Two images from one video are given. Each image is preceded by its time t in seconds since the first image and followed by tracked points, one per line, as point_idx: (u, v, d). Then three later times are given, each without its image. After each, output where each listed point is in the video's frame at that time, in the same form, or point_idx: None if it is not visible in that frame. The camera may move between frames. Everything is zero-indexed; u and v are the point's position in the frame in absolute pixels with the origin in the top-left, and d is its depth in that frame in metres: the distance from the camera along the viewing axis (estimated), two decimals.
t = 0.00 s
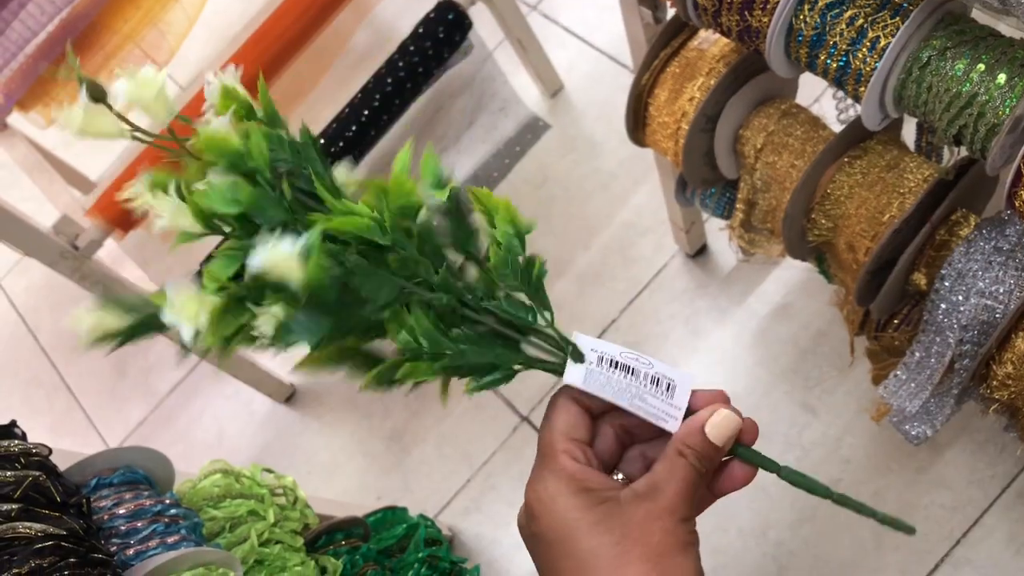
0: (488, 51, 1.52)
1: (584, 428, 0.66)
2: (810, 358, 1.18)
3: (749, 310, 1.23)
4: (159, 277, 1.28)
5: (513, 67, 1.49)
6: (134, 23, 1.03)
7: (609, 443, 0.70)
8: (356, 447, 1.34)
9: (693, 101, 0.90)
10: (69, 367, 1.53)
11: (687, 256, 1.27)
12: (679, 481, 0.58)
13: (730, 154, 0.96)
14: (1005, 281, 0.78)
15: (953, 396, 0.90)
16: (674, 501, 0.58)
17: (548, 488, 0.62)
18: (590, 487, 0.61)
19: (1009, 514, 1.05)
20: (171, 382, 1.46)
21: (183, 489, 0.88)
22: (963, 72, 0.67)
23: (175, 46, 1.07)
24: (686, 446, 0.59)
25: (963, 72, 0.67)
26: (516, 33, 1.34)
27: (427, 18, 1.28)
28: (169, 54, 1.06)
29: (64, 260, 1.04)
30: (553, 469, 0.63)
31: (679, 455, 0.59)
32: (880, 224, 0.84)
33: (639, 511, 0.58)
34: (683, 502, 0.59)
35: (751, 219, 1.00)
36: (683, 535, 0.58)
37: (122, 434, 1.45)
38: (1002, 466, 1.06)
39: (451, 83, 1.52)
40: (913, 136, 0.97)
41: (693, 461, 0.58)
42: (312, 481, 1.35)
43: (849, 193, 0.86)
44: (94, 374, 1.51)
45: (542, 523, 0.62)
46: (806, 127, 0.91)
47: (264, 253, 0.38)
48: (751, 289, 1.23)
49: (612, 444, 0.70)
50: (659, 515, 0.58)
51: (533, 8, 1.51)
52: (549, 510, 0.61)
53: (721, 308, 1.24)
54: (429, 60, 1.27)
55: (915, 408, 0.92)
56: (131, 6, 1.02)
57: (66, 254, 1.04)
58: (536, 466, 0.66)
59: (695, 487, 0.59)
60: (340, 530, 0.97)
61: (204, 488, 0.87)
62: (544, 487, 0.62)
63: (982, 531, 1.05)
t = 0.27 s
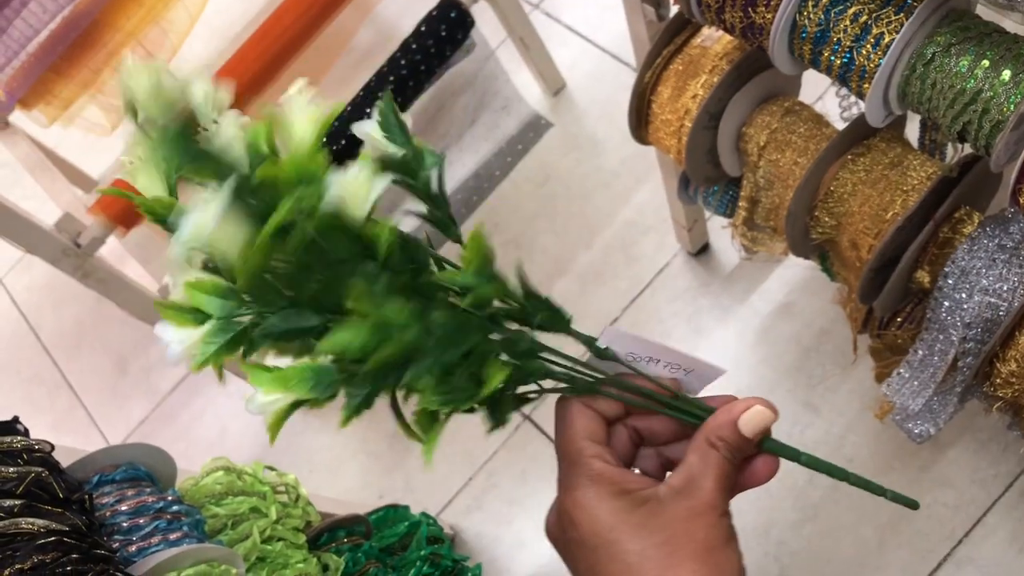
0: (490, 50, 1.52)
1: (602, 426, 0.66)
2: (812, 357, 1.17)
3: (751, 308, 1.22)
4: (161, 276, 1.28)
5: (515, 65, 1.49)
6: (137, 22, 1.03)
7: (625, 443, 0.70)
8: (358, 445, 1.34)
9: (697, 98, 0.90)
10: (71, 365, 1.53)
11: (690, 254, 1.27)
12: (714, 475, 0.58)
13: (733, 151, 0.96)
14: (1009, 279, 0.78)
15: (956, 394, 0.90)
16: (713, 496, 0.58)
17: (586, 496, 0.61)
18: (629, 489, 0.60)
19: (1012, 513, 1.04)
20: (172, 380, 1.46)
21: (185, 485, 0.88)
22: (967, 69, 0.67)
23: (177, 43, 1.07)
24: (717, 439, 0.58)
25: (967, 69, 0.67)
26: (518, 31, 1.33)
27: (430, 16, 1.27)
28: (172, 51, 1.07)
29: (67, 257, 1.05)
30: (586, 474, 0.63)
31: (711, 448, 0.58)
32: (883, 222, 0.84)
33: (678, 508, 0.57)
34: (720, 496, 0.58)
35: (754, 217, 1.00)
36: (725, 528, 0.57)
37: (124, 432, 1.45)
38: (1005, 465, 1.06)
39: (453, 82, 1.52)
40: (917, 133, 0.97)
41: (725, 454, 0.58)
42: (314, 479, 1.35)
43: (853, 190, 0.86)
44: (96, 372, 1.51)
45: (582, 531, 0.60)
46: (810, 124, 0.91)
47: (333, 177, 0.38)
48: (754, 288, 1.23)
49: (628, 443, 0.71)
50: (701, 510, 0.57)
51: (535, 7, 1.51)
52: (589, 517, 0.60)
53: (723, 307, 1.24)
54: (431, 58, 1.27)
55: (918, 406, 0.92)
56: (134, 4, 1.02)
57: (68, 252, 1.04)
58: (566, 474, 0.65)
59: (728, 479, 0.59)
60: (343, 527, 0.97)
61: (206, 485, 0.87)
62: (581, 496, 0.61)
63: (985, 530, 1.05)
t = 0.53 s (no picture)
0: (492, 50, 1.52)
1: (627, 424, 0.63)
2: (815, 355, 1.17)
3: (753, 306, 1.22)
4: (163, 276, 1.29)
5: (517, 65, 1.49)
6: (139, 22, 1.03)
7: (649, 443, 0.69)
8: (360, 443, 1.34)
9: (698, 96, 0.90)
10: (74, 364, 1.53)
11: (692, 253, 1.28)
12: (743, 473, 0.58)
13: (735, 149, 0.96)
14: (1010, 275, 0.78)
15: (958, 391, 0.90)
16: (743, 493, 0.58)
17: (616, 495, 0.60)
18: (658, 485, 0.60)
19: (1014, 510, 1.04)
20: (175, 380, 1.46)
21: (188, 484, 0.88)
22: (968, 65, 0.67)
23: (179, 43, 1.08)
24: (745, 436, 0.58)
25: (968, 65, 0.67)
26: (520, 31, 1.34)
27: (431, 15, 1.28)
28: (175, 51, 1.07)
29: (70, 256, 1.05)
30: (616, 473, 0.61)
31: (738, 444, 0.58)
32: (885, 219, 0.84)
33: (708, 505, 0.58)
34: (750, 493, 0.58)
35: (756, 214, 1.01)
36: (755, 525, 0.58)
37: (127, 431, 1.45)
38: (1007, 462, 1.06)
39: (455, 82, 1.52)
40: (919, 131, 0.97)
41: (752, 451, 0.58)
42: (317, 477, 1.35)
43: (854, 188, 0.86)
44: (99, 372, 1.51)
45: (614, 531, 0.60)
46: (811, 122, 0.91)
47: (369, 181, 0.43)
48: (755, 286, 1.23)
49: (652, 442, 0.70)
50: (732, 508, 0.57)
51: (537, 7, 1.51)
52: (621, 517, 0.59)
53: (725, 305, 1.24)
54: (433, 57, 1.28)
55: (919, 402, 0.92)
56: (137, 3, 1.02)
57: (72, 251, 1.05)
58: (593, 471, 0.63)
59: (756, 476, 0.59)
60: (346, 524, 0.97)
61: (210, 483, 0.87)
62: (611, 495, 0.60)
63: (987, 527, 1.05)
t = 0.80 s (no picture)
0: (492, 49, 1.52)
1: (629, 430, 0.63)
2: (816, 353, 1.17)
3: (755, 304, 1.22)
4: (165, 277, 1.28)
5: (517, 64, 1.49)
6: (140, 22, 1.03)
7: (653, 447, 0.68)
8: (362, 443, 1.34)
9: (699, 94, 0.90)
10: (75, 365, 1.53)
11: (693, 251, 1.28)
12: (757, 471, 0.58)
13: (736, 146, 0.96)
14: (1012, 271, 0.78)
15: (960, 387, 0.90)
16: (758, 491, 0.57)
17: (630, 502, 0.60)
18: (671, 489, 0.59)
19: (1017, 507, 1.04)
20: (176, 380, 1.46)
21: (191, 483, 0.88)
22: (969, 61, 0.68)
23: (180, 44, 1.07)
24: (756, 432, 0.58)
25: (969, 61, 0.67)
26: (520, 30, 1.33)
27: (432, 14, 1.28)
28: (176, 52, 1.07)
29: (71, 256, 1.05)
30: (624, 479, 0.60)
31: (750, 441, 0.58)
32: (886, 216, 0.84)
33: (723, 506, 0.57)
34: (765, 493, 0.58)
35: (757, 212, 1.00)
36: (772, 525, 0.57)
37: (128, 432, 1.45)
38: (1009, 460, 1.06)
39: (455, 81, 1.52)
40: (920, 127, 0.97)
41: (764, 448, 0.58)
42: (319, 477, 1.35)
43: (855, 184, 0.86)
44: (101, 372, 1.51)
45: (631, 538, 0.60)
46: (812, 119, 0.91)
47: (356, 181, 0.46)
48: (757, 284, 1.23)
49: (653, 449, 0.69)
50: (748, 509, 0.57)
51: (537, 6, 1.51)
52: (637, 523, 0.59)
53: (726, 304, 1.24)
54: (434, 57, 1.28)
55: (922, 399, 0.92)
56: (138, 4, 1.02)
57: (73, 252, 1.05)
58: (601, 480, 0.62)
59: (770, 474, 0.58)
60: (349, 523, 0.97)
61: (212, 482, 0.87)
62: (626, 503, 0.60)
63: (990, 524, 1.05)
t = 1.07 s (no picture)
0: (491, 49, 1.52)
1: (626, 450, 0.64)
2: (816, 352, 1.17)
3: (755, 303, 1.22)
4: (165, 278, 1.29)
5: (517, 64, 1.49)
6: (138, 24, 1.05)
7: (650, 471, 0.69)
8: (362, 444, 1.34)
9: (698, 93, 0.90)
10: (74, 366, 1.53)
11: (692, 250, 1.28)
12: (762, 475, 0.56)
13: (735, 145, 0.96)
14: (1011, 269, 0.78)
15: (960, 385, 0.90)
16: (766, 496, 0.55)
17: (639, 518, 0.59)
18: (677, 500, 0.59)
19: (1017, 505, 1.04)
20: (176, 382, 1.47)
21: (191, 483, 0.88)
22: (968, 58, 0.68)
23: (180, 45, 1.07)
24: (757, 434, 0.57)
25: (968, 58, 0.68)
26: (519, 30, 1.34)
27: (430, 15, 1.28)
28: (175, 53, 1.07)
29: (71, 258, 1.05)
30: (631, 495, 0.61)
31: (753, 444, 0.57)
32: (886, 214, 0.84)
33: (730, 513, 0.55)
34: (773, 497, 0.56)
35: (757, 210, 1.00)
36: (783, 530, 0.55)
37: (128, 434, 1.45)
38: (1010, 458, 1.06)
39: (454, 82, 1.52)
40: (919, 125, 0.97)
41: (766, 449, 0.57)
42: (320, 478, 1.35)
43: (855, 182, 0.86)
44: (101, 374, 1.51)
45: (643, 556, 0.59)
46: (811, 117, 0.91)
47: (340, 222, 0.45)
48: (756, 284, 1.23)
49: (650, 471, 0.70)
50: (757, 515, 0.55)
51: (536, 6, 1.51)
52: (648, 539, 0.58)
53: (726, 303, 1.24)
54: (433, 57, 1.28)
55: (922, 397, 0.92)
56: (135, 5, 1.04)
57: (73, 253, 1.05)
58: (607, 502, 0.62)
59: (776, 477, 0.57)
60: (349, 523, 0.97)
61: (212, 482, 0.87)
62: (633, 519, 0.60)
63: (990, 522, 1.05)
